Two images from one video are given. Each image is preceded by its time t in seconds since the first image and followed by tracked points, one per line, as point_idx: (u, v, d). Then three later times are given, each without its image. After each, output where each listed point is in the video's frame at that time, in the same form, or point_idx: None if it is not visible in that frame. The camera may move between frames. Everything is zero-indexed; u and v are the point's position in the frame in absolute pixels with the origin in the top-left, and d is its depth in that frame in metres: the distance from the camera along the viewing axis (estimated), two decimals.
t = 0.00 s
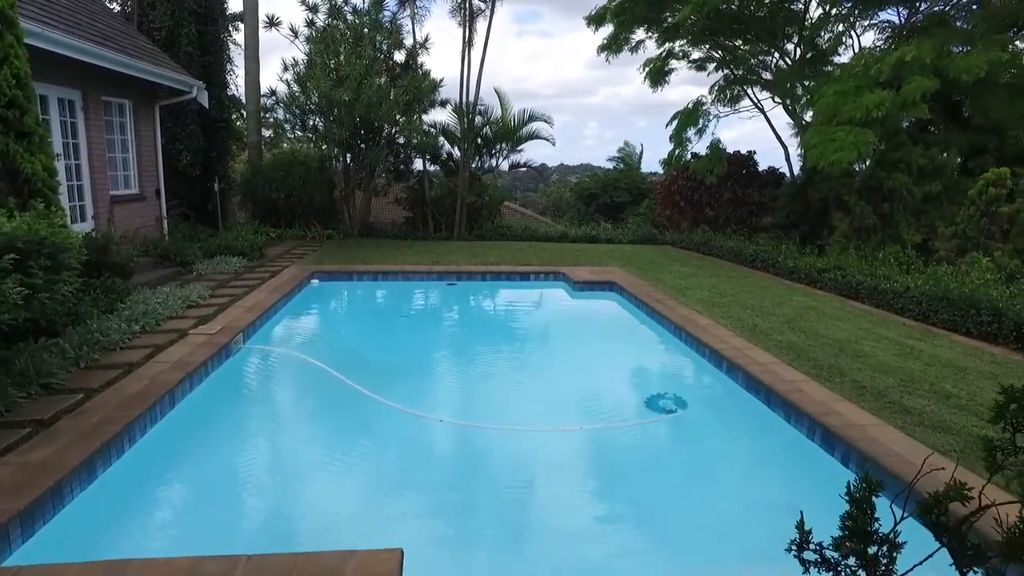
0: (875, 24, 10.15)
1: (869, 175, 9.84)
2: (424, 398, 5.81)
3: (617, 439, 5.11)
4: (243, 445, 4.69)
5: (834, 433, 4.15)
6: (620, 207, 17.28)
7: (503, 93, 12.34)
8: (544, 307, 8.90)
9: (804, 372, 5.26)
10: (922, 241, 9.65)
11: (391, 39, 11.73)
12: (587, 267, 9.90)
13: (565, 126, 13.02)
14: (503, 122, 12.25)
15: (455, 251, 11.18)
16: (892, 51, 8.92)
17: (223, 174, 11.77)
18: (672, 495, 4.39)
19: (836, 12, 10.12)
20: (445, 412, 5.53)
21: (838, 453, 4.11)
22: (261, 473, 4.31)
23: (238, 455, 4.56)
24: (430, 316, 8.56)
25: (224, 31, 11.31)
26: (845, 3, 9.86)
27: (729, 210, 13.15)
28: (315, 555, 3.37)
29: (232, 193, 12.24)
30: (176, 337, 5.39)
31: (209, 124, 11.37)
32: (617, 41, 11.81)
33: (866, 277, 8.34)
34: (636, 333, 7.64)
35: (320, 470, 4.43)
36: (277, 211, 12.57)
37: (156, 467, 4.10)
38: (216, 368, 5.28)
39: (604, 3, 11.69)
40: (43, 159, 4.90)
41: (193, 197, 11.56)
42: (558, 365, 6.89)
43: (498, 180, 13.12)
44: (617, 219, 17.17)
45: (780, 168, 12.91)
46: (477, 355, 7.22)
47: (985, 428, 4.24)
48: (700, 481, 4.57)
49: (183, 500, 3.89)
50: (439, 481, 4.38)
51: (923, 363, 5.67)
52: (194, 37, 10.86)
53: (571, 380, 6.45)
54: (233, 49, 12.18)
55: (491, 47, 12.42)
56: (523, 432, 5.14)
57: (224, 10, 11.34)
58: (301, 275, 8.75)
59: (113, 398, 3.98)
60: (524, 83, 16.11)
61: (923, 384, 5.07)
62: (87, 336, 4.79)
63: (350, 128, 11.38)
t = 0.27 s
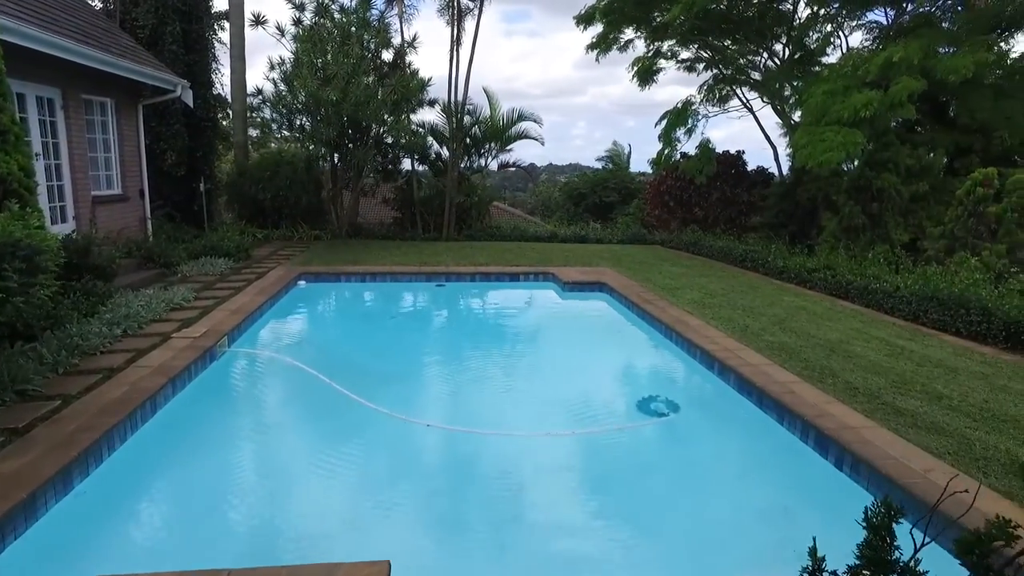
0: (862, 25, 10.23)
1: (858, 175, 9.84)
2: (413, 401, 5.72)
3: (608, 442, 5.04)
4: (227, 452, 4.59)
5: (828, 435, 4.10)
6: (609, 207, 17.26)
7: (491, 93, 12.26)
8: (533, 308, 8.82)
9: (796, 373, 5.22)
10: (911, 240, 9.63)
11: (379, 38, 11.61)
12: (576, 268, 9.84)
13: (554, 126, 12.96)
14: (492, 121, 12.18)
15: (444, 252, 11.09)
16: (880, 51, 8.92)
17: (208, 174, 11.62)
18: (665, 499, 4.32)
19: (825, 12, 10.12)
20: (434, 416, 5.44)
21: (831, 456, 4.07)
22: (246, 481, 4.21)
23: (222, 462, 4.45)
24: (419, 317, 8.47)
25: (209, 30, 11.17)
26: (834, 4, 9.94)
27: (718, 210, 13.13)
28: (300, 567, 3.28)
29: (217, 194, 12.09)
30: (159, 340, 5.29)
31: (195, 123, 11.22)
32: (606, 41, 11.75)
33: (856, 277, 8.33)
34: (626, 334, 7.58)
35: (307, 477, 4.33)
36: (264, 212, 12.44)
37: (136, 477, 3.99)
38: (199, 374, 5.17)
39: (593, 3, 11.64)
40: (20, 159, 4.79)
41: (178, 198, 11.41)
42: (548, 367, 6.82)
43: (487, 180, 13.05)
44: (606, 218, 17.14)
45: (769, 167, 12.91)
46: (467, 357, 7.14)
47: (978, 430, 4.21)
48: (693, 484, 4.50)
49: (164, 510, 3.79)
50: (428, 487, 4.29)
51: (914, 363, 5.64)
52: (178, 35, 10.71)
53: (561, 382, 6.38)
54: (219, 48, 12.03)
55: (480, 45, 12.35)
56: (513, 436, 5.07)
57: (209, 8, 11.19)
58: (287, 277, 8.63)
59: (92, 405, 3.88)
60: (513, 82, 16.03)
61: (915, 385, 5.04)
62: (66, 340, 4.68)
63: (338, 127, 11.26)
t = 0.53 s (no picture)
0: (848, 26, 10.08)
1: (846, 175, 9.85)
2: (401, 405, 5.62)
3: (599, 446, 4.96)
4: (211, 458, 4.47)
5: (822, 439, 4.05)
6: (596, 207, 17.23)
7: (479, 92, 12.19)
8: (522, 310, 8.73)
9: (788, 375, 5.17)
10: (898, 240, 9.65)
11: (366, 37, 11.48)
12: (565, 269, 9.77)
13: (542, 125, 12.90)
14: (480, 121, 12.10)
15: (431, 253, 11.00)
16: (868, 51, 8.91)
17: (192, 174, 11.45)
18: (658, 504, 4.25)
19: (812, 12, 10.04)
20: (423, 420, 5.35)
21: (825, 460, 4.01)
22: (229, 488, 4.10)
23: (205, 467, 4.34)
24: (408, 319, 8.37)
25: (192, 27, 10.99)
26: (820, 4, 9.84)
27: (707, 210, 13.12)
28: None
29: (202, 194, 11.93)
30: (140, 345, 5.17)
31: (178, 123, 11.05)
32: (594, 40, 11.69)
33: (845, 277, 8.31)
34: (616, 335, 7.51)
35: (292, 483, 4.23)
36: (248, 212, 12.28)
37: (114, 486, 3.88)
38: (182, 378, 5.06)
39: (581, 2, 11.58)
40: None
41: (161, 198, 11.23)
42: (538, 369, 6.74)
43: (475, 180, 12.96)
44: (594, 219, 17.12)
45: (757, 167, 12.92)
46: (455, 359, 7.04)
47: (971, 432, 4.17)
48: (686, 489, 4.43)
49: (143, 519, 3.68)
50: (416, 493, 4.20)
51: (905, 364, 5.61)
52: (161, 33, 10.53)
53: (551, 384, 6.31)
54: (202, 46, 11.87)
55: (467, 45, 12.28)
56: (504, 439, 4.99)
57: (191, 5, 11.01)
58: (273, 279, 8.50)
59: (68, 413, 3.77)
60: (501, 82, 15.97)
61: (908, 387, 5.00)
62: (42, 345, 4.56)
63: (324, 127, 11.13)
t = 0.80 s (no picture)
0: (831, 26, 10.06)
1: (830, 175, 9.87)
2: (385, 411, 5.51)
3: (588, 452, 4.88)
4: (190, 466, 4.35)
5: (813, 443, 3.99)
6: (581, 207, 17.19)
7: (462, 92, 12.09)
8: (507, 312, 8.64)
9: (777, 378, 5.12)
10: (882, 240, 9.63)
11: (348, 35, 11.34)
12: (550, 270, 9.71)
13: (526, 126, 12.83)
14: (464, 121, 11.94)
15: (415, 254, 10.89)
16: (851, 51, 8.93)
17: (171, 175, 11.26)
18: (648, 511, 4.17)
19: (794, 14, 10.08)
20: (408, 425, 5.24)
21: (816, 464, 3.96)
22: (208, 498, 3.97)
23: (184, 476, 4.21)
24: (392, 322, 8.25)
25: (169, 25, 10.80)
26: (802, 4, 9.81)
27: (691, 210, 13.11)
28: None
29: (181, 195, 11.74)
30: (114, 351, 5.03)
31: (156, 123, 10.85)
32: (579, 40, 11.64)
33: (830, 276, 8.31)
34: (604, 337, 7.44)
35: (274, 492, 4.12)
36: (229, 213, 12.10)
37: (87, 499, 3.76)
38: (159, 385, 4.92)
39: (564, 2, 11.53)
40: None
41: (139, 199, 11.03)
42: (525, 371, 6.64)
43: (459, 180, 12.86)
44: (578, 219, 17.09)
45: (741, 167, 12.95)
46: (441, 362, 6.93)
47: (961, 434, 4.14)
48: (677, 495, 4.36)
49: (117, 534, 3.55)
50: (402, 502, 4.09)
51: (892, 365, 5.59)
52: (137, 31, 10.33)
53: (539, 387, 6.21)
54: (181, 44, 11.67)
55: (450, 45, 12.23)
56: (491, 446, 4.90)
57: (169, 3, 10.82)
58: (254, 281, 8.35)
59: (37, 425, 3.67)
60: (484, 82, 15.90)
61: (896, 389, 4.97)
62: (11, 353, 4.42)
63: (306, 127, 10.98)
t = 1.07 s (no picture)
0: (809, 29, 10.07)
1: (809, 176, 9.92)
2: (365, 416, 5.41)
3: (571, 457, 4.83)
4: (165, 476, 4.25)
5: (798, 446, 3.97)
6: (562, 208, 17.18)
7: (443, 93, 12.15)
8: (489, 314, 8.57)
9: (761, 380, 5.10)
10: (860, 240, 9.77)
11: (327, 35, 11.20)
12: (532, 271, 9.66)
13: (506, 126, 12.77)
14: (445, 122, 11.93)
15: (395, 256, 10.79)
16: (829, 53, 8.97)
17: (146, 177, 11.06)
18: (631, 516, 4.13)
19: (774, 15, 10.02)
20: (389, 430, 5.16)
21: (801, 467, 3.93)
22: (183, 510, 3.88)
23: (158, 488, 4.12)
24: (373, 325, 8.15)
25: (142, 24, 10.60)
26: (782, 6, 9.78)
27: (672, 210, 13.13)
28: None
29: (157, 197, 11.54)
30: (84, 358, 4.90)
31: (130, 123, 10.65)
32: (559, 40, 11.63)
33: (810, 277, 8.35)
34: (586, 338, 7.40)
35: (251, 501, 4.03)
36: (206, 216, 11.92)
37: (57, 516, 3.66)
38: (132, 394, 4.81)
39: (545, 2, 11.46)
40: None
41: (113, 202, 10.82)
42: (507, 374, 6.58)
43: (439, 182, 12.78)
44: (560, 220, 17.07)
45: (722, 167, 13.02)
46: (422, 365, 6.84)
47: (943, 435, 4.14)
48: (661, 500, 4.32)
49: (87, 552, 3.45)
50: (382, 511, 4.01)
51: (874, 366, 5.60)
52: (109, 29, 10.10)
53: (521, 390, 6.15)
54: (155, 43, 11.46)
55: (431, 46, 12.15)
56: (473, 451, 4.83)
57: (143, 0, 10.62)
58: (232, 285, 8.21)
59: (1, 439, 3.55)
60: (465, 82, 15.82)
61: (878, 390, 4.97)
62: None
63: (285, 128, 10.83)
